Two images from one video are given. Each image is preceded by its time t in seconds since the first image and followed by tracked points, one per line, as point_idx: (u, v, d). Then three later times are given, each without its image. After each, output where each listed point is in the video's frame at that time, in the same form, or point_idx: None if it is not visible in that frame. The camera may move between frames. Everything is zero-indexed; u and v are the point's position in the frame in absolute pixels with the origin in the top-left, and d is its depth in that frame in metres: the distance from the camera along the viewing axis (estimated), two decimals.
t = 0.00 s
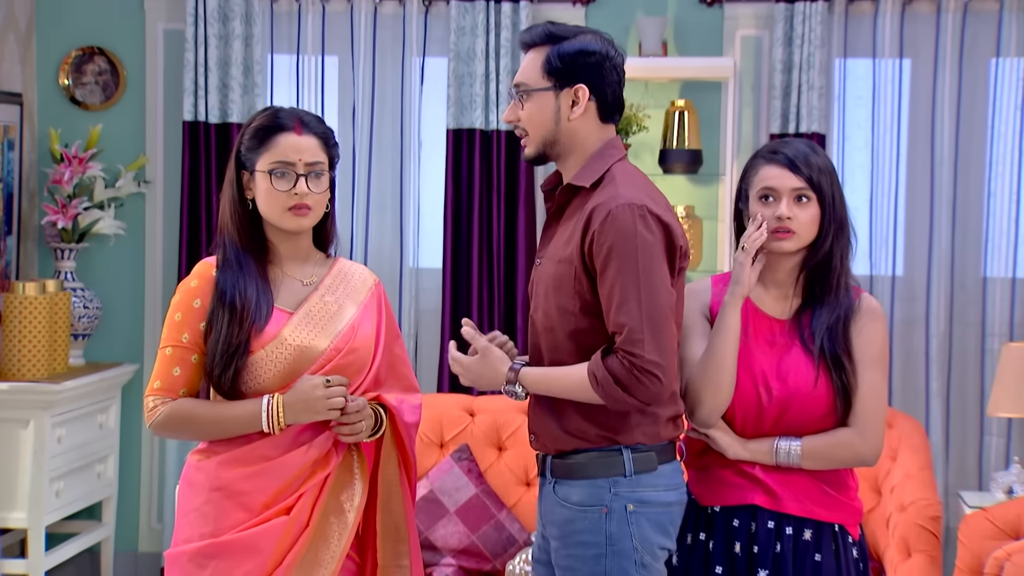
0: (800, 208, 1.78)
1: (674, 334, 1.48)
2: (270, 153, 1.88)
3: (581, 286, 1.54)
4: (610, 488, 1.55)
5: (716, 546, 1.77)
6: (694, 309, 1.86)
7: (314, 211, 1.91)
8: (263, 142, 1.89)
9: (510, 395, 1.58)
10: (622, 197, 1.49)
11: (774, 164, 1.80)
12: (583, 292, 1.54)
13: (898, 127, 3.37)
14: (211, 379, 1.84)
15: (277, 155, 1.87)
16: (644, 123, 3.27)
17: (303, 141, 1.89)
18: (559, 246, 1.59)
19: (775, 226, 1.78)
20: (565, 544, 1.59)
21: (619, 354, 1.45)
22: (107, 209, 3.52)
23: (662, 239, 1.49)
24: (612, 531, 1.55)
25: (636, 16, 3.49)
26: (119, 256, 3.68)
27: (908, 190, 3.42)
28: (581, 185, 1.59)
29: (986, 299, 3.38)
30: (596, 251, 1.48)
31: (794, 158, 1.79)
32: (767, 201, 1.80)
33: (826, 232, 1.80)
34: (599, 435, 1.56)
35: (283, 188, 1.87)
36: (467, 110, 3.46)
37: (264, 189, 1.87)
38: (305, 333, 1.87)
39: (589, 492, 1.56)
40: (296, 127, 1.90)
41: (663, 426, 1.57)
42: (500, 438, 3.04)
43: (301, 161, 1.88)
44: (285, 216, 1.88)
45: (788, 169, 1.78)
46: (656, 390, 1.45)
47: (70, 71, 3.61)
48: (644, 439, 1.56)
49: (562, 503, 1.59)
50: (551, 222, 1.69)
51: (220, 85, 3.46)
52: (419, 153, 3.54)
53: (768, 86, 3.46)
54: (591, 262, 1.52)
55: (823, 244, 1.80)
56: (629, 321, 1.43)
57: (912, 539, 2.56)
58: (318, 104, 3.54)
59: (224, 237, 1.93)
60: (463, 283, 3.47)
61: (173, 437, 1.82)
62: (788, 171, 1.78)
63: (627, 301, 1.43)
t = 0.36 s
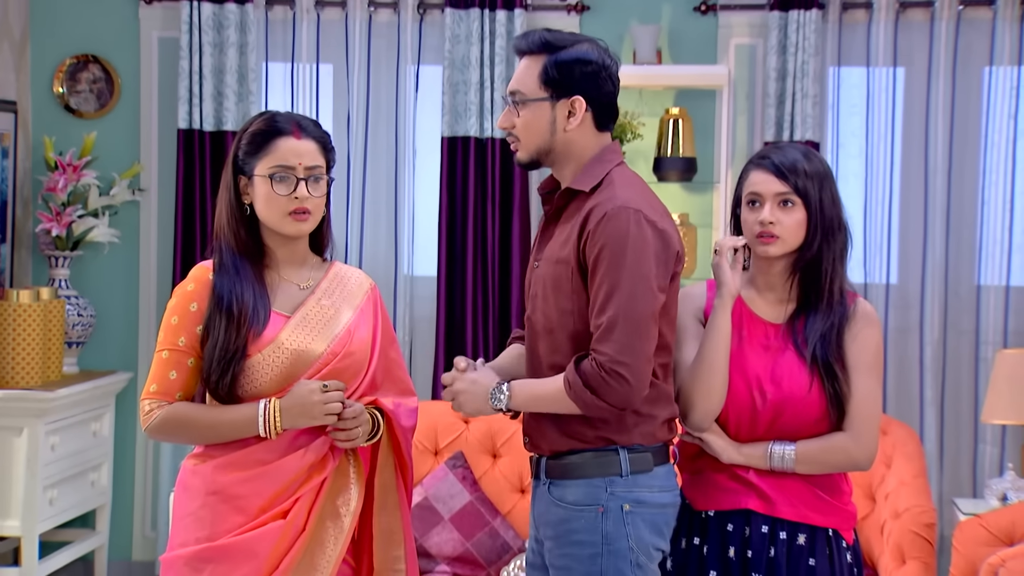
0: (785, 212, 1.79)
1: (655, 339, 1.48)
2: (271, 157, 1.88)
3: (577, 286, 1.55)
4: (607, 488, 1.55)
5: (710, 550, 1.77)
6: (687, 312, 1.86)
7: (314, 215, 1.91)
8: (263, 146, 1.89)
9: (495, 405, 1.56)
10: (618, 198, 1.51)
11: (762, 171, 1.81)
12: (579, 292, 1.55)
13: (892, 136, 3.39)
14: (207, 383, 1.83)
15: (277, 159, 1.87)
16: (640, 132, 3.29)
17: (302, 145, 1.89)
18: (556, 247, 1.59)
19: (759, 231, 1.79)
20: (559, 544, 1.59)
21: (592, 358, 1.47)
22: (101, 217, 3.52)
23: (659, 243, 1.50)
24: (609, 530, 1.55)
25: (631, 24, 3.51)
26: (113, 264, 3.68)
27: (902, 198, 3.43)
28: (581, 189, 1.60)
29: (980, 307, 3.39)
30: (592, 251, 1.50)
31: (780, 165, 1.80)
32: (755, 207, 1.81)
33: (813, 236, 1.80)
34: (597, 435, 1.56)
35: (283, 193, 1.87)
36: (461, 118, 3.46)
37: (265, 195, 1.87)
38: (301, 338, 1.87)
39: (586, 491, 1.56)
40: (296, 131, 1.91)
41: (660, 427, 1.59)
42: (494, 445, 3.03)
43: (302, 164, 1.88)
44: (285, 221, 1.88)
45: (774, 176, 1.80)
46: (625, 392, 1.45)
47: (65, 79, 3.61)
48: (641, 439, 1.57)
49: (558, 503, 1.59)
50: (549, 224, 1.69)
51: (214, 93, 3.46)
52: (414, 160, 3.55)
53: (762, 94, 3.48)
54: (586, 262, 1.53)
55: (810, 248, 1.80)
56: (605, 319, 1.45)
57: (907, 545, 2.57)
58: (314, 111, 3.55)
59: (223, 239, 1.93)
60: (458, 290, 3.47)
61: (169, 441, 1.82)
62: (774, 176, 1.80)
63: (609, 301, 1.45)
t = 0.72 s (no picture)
0: (786, 212, 1.79)
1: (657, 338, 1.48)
2: (275, 158, 1.88)
3: (578, 288, 1.55)
4: (613, 478, 1.56)
5: (708, 551, 1.77)
6: (684, 315, 1.86)
7: (318, 213, 1.92)
8: (266, 145, 1.89)
9: (493, 397, 1.56)
10: (617, 201, 1.52)
11: (762, 170, 1.81)
12: (580, 294, 1.55)
13: (890, 140, 3.39)
14: (210, 384, 1.83)
15: (282, 160, 1.88)
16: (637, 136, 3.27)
17: (306, 145, 1.90)
18: (553, 248, 1.59)
19: (761, 231, 1.79)
20: (560, 532, 1.59)
21: (595, 356, 1.47)
22: (99, 222, 3.52)
23: (657, 245, 1.50)
24: (610, 520, 1.55)
25: (629, 28, 3.51)
26: (111, 269, 3.68)
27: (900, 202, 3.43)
28: (574, 192, 1.60)
29: (978, 311, 3.40)
30: (592, 253, 1.50)
31: (780, 164, 1.80)
32: (755, 207, 1.81)
33: (813, 236, 1.81)
34: (602, 430, 1.56)
35: (288, 192, 1.87)
36: (460, 123, 3.46)
37: (269, 195, 1.88)
38: (304, 336, 1.88)
39: (591, 481, 1.56)
40: (300, 130, 1.91)
41: (663, 422, 1.60)
42: (493, 449, 3.03)
43: (306, 163, 1.89)
44: (290, 218, 1.88)
45: (774, 175, 1.80)
46: (629, 390, 1.46)
47: (63, 84, 3.62)
48: (647, 433, 1.58)
49: (562, 493, 1.59)
50: (540, 228, 1.68)
51: (212, 98, 3.47)
52: (412, 165, 3.55)
53: (761, 99, 3.48)
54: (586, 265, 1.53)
55: (810, 248, 1.81)
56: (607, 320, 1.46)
57: (906, 548, 2.57)
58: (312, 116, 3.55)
59: (226, 239, 1.92)
60: (456, 295, 3.47)
61: (171, 441, 1.82)
62: (774, 176, 1.80)
63: (612, 302, 1.45)
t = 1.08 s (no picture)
0: (787, 211, 1.79)
1: (654, 343, 1.48)
2: (283, 158, 1.88)
3: (579, 291, 1.55)
4: (609, 479, 1.55)
5: (710, 551, 1.77)
6: (684, 316, 1.87)
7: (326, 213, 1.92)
8: (273, 146, 1.89)
9: (492, 400, 1.56)
10: (620, 203, 1.52)
11: (762, 170, 1.81)
12: (582, 296, 1.56)
13: (892, 144, 3.40)
14: (213, 385, 1.83)
15: (290, 159, 1.88)
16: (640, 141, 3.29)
17: (313, 144, 1.90)
18: (555, 250, 1.59)
19: (761, 230, 1.79)
20: (559, 536, 1.59)
21: (591, 360, 1.47)
22: (101, 226, 3.52)
23: (660, 248, 1.50)
24: (609, 521, 1.55)
25: (630, 33, 3.52)
26: (112, 273, 3.68)
27: (902, 206, 3.44)
28: (580, 195, 1.61)
29: (980, 316, 3.40)
30: (593, 255, 1.50)
31: (781, 164, 1.80)
32: (756, 207, 1.81)
33: (814, 236, 1.81)
34: (598, 433, 1.56)
35: (298, 192, 1.87)
36: (461, 127, 3.47)
37: (278, 195, 1.87)
38: (308, 337, 1.88)
39: (587, 483, 1.56)
40: (307, 130, 1.91)
41: (660, 424, 1.60)
42: (494, 453, 3.03)
43: (315, 163, 1.89)
44: (299, 218, 1.88)
45: (775, 175, 1.79)
46: (623, 397, 1.46)
47: (64, 89, 3.63)
48: (643, 436, 1.57)
49: (558, 495, 1.59)
50: (545, 228, 1.68)
51: (214, 103, 3.47)
52: (413, 169, 3.56)
53: (762, 103, 3.49)
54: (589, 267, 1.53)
55: (811, 248, 1.81)
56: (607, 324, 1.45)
57: (908, 552, 2.56)
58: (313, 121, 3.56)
59: (226, 237, 1.92)
60: (457, 299, 3.47)
61: (175, 442, 1.81)
62: (774, 175, 1.80)
63: (611, 305, 1.46)
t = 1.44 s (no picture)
0: (786, 211, 1.78)
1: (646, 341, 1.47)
2: (294, 154, 1.89)
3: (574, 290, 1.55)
4: (602, 483, 1.54)
5: (708, 551, 1.76)
6: (683, 317, 1.86)
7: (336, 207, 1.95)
8: (279, 145, 1.90)
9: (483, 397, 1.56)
10: (614, 201, 1.51)
11: (762, 169, 1.80)
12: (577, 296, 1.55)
13: (891, 146, 3.39)
14: (212, 388, 1.80)
15: (301, 155, 1.90)
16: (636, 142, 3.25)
17: (317, 140, 1.93)
18: (552, 249, 1.59)
19: (760, 230, 1.78)
20: (554, 542, 1.58)
21: (581, 359, 1.47)
22: (97, 228, 3.51)
23: (656, 247, 1.49)
24: (604, 525, 1.54)
25: (628, 34, 3.52)
26: (109, 276, 3.67)
27: (900, 209, 3.43)
28: (575, 192, 1.60)
29: (979, 318, 3.39)
30: (586, 254, 1.49)
31: (780, 163, 1.80)
32: (755, 207, 1.81)
33: (814, 235, 1.80)
34: (591, 435, 1.55)
35: (312, 187, 1.89)
36: (459, 129, 3.46)
37: (292, 190, 1.87)
38: (308, 337, 1.86)
39: (580, 487, 1.55)
40: (310, 127, 1.94)
41: (654, 426, 1.58)
42: (492, 455, 3.02)
43: (322, 159, 1.92)
44: (314, 212, 1.89)
45: (774, 175, 1.79)
46: (612, 397, 1.45)
47: (61, 91, 3.62)
48: (637, 439, 1.56)
49: (552, 500, 1.58)
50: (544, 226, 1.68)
51: (211, 105, 3.46)
52: (411, 171, 3.55)
53: (760, 105, 3.49)
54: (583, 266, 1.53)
55: (810, 247, 1.80)
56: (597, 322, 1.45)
57: (907, 554, 2.56)
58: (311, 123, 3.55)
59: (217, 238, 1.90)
60: (455, 301, 3.46)
61: (173, 444, 1.79)
62: (773, 175, 1.79)
63: (602, 304, 1.45)
